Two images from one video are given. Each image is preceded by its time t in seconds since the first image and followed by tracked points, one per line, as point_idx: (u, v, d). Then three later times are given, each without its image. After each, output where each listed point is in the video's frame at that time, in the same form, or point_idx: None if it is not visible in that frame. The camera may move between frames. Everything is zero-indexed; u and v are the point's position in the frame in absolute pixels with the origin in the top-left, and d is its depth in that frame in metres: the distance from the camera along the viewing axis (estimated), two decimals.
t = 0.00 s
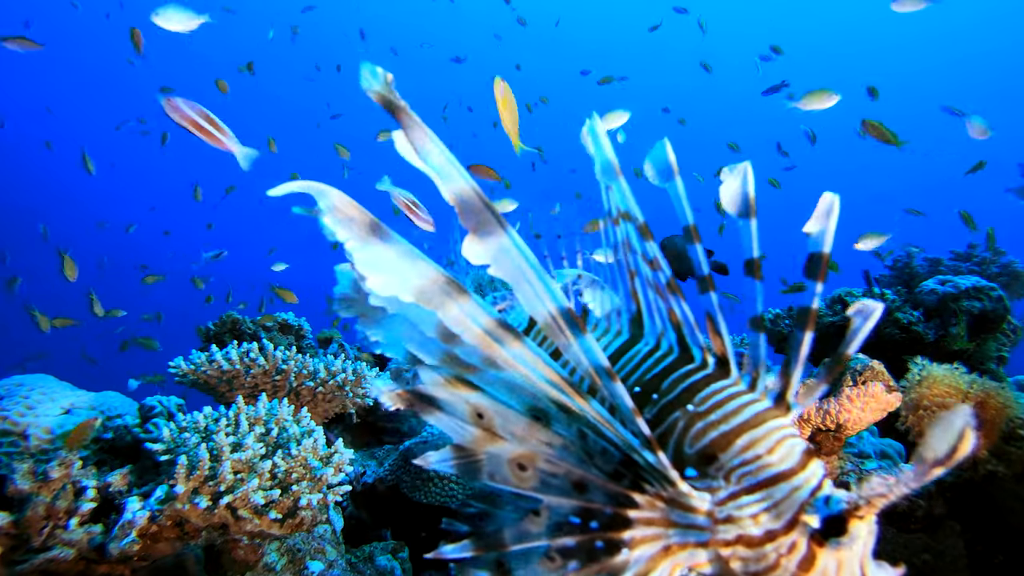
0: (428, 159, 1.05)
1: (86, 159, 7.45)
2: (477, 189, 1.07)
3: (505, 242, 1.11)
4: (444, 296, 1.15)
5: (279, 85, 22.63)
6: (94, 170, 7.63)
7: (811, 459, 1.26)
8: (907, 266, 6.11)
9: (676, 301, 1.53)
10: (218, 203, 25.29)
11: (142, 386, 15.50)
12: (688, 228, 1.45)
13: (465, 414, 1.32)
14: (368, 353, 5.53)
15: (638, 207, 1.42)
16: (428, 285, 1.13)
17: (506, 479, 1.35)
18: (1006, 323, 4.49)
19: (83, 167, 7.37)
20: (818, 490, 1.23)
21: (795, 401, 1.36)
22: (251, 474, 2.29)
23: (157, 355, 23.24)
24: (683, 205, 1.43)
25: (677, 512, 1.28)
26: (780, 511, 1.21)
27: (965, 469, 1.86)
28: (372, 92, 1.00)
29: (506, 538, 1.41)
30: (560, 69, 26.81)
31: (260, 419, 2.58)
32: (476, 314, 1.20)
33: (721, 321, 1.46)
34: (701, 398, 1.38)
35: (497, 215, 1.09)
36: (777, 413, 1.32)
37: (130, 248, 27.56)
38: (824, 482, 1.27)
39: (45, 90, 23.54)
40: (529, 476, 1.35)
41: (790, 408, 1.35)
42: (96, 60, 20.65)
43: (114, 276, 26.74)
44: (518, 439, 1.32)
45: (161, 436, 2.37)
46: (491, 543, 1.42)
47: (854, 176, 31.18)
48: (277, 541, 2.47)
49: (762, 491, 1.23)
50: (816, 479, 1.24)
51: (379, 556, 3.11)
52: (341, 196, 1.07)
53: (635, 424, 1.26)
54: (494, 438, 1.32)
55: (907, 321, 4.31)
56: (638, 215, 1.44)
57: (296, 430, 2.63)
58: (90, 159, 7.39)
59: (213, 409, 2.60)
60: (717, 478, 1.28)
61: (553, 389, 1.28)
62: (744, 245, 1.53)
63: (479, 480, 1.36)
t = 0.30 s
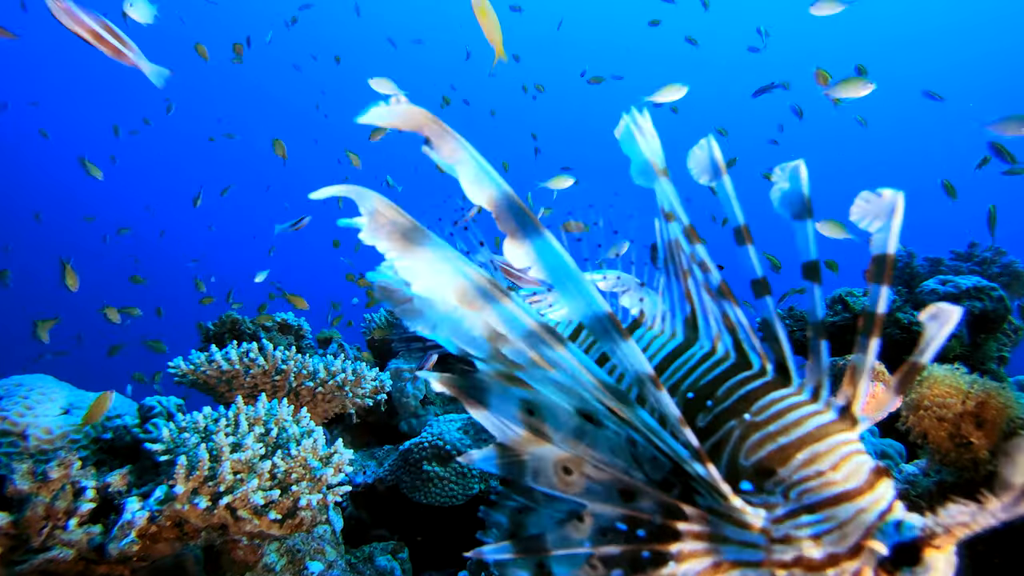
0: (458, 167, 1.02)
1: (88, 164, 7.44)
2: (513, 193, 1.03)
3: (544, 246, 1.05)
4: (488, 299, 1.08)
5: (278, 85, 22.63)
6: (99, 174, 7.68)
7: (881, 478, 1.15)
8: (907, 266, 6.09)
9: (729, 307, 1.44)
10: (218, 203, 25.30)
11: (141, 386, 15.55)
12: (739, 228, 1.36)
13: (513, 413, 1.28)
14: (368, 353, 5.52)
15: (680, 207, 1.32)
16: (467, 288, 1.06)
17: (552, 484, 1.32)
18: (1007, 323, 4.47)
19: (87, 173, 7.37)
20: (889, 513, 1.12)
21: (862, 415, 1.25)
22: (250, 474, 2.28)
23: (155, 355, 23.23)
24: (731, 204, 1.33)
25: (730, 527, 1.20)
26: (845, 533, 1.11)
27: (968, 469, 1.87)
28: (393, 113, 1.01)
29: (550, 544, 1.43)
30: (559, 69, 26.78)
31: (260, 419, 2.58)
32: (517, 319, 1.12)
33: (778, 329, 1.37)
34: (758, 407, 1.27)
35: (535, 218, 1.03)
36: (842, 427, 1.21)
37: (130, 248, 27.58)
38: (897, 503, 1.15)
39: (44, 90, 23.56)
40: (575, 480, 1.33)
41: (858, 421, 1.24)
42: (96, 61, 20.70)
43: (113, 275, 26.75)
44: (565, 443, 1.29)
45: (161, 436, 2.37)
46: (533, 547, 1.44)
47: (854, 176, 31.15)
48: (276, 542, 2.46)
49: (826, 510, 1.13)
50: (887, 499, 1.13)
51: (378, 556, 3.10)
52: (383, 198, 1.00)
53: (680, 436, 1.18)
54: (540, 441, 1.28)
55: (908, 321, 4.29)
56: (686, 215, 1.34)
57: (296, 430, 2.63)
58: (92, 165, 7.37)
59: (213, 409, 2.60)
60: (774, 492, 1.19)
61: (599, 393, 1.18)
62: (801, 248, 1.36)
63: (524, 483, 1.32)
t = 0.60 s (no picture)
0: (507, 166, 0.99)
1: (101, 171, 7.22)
2: (563, 183, 1.01)
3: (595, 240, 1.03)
4: (537, 295, 1.01)
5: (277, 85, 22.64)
6: (108, 179, 7.73)
7: (972, 498, 0.96)
8: (907, 265, 6.08)
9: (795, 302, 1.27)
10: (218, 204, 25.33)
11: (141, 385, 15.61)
12: (813, 220, 1.23)
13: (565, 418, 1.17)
14: (367, 353, 5.52)
15: (745, 195, 1.23)
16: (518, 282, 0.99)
17: (605, 496, 1.25)
18: (1008, 323, 4.45)
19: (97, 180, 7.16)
20: (985, 540, 0.93)
21: (945, 428, 1.08)
22: (249, 474, 2.28)
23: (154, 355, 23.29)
24: (802, 192, 1.21)
25: (794, 543, 1.05)
26: (933, 558, 0.93)
27: (968, 470, 1.85)
28: (436, 110, 0.98)
29: (600, 561, 1.35)
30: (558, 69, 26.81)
31: (259, 419, 2.57)
32: (570, 316, 1.04)
33: (851, 327, 1.18)
34: (828, 415, 1.11)
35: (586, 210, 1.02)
36: (925, 440, 1.04)
37: (130, 248, 27.64)
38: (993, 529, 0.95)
39: (44, 90, 23.60)
40: (628, 493, 1.24)
41: (941, 435, 1.07)
42: (96, 62, 20.70)
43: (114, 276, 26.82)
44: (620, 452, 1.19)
45: (160, 436, 2.36)
46: (585, 563, 1.37)
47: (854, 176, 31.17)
48: (275, 542, 2.46)
49: (907, 532, 0.96)
50: (980, 523, 0.95)
51: (378, 557, 3.10)
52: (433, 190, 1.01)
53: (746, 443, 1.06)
54: (591, 450, 1.19)
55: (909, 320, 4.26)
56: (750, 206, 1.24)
57: (296, 431, 2.62)
58: (101, 168, 7.18)
59: (213, 409, 2.59)
60: (846, 509, 1.02)
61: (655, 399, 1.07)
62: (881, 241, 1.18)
63: (573, 493, 1.27)
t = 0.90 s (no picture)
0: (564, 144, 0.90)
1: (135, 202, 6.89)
2: (628, 170, 0.91)
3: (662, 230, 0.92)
4: (596, 286, 0.94)
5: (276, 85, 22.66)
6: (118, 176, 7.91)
7: None
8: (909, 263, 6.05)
9: (865, 304, 1.07)
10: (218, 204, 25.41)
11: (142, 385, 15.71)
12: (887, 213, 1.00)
13: (610, 426, 1.10)
14: (367, 353, 5.52)
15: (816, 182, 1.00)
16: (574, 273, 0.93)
17: (655, 504, 1.10)
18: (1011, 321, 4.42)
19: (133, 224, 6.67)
20: None
21: None
22: (249, 474, 2.27)
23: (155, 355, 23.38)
24: (877, 185, 0.99)
25: (864, 560, 0.90)
26: None
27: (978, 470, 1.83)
28: (495, 94, 0.90)
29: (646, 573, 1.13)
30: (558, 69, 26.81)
31: (259, 419, 2.57)
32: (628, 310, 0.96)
33: (924, 328, 1.00)
34: (899, 420, 0.96)
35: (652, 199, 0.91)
36: (1012, 452, 0.89)
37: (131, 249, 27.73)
38: None
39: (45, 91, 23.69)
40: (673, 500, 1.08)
41: None
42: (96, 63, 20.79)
43: (115, 276, 26.91)
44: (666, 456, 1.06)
45: (159, 437, 2.36)
46: None
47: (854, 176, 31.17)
48: (275, 543, 2.46)
49: (995, 553, 0.84)
50: None
51: (378, 557, 3.09)
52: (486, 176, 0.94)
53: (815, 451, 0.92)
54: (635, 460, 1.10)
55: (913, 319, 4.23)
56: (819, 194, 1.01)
57: (296, 431, 2.62)
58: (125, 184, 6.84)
59: (213, 409, 2.59)
60: (923, 525, 0.88)
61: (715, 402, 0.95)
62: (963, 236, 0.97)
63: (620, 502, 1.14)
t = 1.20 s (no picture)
0: (619, 123, 0.79)
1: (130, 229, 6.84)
2: (696, 150, 0.77)
3: (730, 220, 0.77)
4: (649, 278, 0.81)
5: (275, 85, 22.63)
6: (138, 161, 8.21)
7: None
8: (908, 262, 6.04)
9: (938, 301, 0.94)
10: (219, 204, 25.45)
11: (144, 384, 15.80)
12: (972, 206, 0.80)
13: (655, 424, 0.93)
14: (367, 353, 5.52)
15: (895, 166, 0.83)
16: (626, 260, 0.81)
17: (700, 513, 0.94)
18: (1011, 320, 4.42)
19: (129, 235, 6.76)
20: None
21: None
22: (249, 475, 2.26)
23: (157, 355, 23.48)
24: (962, 174, 0.79)
25: None
26: None
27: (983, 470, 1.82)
28: (552, 65, 0.80)
29: None
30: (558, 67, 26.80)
31: (258, 419, 2.57)
32: (685, 303, 0.82)
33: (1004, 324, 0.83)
34: (975, 426, 0.83)
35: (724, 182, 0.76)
36: None
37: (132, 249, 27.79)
38: None
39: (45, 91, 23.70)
40: (729, 510, 0.93)
41: None
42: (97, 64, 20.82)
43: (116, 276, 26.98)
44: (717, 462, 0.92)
45: (158, 436, 2.35)
46: None
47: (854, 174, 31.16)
48: (275, 543, 2.46)
49: None
50: None
51: (378, 557, 3.09)
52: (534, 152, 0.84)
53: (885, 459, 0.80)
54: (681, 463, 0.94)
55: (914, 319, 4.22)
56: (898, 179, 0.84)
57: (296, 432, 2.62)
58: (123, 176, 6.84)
59: (212, 409, 2.59)
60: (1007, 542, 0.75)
61: (775, 404, 0.82)
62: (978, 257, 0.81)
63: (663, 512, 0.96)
